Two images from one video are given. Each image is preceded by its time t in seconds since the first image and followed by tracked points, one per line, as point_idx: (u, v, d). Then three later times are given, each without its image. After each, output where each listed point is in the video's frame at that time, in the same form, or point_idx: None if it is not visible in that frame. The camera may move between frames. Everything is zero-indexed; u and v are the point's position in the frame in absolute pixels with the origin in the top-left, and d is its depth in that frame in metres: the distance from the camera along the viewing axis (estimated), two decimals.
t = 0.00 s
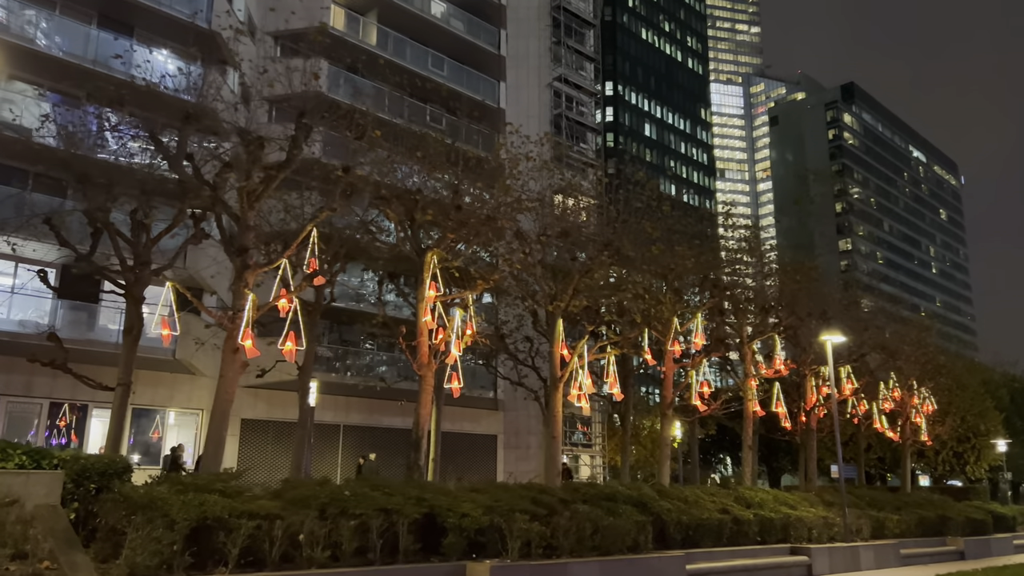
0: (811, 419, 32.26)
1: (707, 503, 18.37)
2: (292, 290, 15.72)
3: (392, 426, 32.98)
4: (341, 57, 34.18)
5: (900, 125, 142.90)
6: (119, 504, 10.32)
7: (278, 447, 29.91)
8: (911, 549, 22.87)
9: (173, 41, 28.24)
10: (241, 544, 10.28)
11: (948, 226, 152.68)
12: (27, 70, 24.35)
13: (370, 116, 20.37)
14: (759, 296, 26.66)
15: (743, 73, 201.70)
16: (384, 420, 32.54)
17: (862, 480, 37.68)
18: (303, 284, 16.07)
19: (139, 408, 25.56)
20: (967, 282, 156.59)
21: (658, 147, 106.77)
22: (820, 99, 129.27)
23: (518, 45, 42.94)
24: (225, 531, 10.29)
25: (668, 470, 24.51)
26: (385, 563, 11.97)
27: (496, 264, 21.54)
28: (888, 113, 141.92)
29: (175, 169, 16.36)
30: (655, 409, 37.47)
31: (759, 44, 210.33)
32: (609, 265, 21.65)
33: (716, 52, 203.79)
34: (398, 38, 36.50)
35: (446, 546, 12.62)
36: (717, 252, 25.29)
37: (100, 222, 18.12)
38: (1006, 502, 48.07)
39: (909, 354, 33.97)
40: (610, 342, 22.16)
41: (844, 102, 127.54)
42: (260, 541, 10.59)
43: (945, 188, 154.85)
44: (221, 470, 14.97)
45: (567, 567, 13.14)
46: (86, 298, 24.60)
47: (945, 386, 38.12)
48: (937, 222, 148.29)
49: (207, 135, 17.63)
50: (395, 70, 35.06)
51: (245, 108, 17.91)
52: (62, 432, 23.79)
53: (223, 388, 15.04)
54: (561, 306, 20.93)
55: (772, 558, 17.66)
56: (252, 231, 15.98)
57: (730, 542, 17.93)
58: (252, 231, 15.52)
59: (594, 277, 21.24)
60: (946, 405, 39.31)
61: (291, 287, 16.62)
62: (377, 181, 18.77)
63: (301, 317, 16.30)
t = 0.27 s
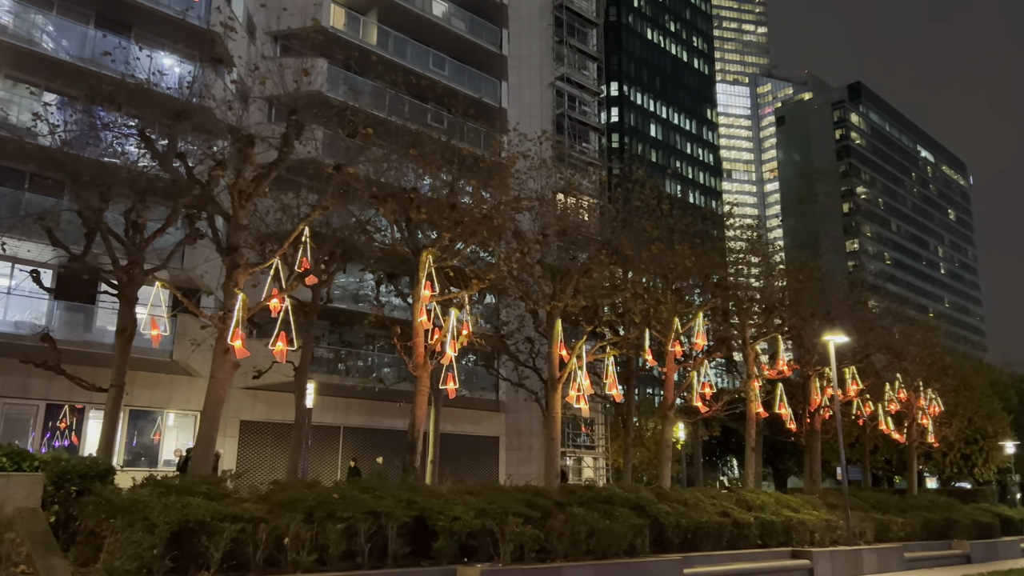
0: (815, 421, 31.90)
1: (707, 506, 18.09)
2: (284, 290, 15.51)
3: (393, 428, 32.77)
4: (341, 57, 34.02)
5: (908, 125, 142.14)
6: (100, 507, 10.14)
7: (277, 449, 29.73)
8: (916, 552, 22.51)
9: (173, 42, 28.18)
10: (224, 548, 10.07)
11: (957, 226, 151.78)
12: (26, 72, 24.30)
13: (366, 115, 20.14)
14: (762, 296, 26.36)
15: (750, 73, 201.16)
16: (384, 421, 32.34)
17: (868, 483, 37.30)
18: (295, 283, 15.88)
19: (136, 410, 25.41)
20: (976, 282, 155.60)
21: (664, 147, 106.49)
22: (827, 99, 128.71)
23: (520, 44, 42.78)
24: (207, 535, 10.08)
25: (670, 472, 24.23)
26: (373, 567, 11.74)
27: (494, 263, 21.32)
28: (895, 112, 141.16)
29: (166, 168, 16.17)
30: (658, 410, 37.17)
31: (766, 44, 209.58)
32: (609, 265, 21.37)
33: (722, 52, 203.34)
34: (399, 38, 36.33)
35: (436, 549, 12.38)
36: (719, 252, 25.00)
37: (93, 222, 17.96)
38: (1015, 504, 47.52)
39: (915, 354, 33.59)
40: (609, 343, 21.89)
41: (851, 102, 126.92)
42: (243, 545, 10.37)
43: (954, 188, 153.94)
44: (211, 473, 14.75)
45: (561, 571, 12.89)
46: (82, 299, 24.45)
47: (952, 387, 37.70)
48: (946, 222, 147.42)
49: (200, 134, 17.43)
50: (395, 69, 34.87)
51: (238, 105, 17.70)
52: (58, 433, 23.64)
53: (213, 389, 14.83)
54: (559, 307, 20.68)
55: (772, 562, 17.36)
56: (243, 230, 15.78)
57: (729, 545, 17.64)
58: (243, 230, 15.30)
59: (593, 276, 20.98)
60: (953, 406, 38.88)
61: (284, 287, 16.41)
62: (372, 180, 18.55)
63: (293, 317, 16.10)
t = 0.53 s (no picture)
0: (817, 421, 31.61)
1: (703, 506, 17.85)
2: (273, 287, 15.30)
3: (390, 428, 32.56)
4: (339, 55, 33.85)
5: (912, 125, 141.63)
6: (78, 507, 9.94)
7: (274, 449, 29.54)
8: (917, 553, 22.24)
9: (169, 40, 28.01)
10: (203, 548, 9.86)
11: (961, 227, 151.14)
12: (21, 71, 24.08)
13: (359, 112, 19.93)
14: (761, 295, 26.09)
15: (754, 73, 200.83)
16: (382, 422, 32.14)
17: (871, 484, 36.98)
18: (284, 280, 15.68)
19: (130, 409, 25.25)
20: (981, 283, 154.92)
21: (667, 148, 106.24)
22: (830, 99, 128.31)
23: (520, 43, 42.60)
24: (186, 536, 9.88)
25: (668, 472, 23.98)
26: (359, 568, 11.53)
27: (490, 262, 21.11)
28: (899, 113, 140.64)
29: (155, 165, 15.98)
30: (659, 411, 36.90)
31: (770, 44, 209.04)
32: (605, 263, 21.14)
33: (726, 53, 203.04)
34: (397, 36, 36.13)
35: (424, 551, 12.16)
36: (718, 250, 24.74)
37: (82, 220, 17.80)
38: (1019, 506, 47.11)
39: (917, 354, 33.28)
40: (606, 342, 21.65)
41: (855, 102, 126.47)
42: (223, 546, 10.17)
43: (959, 188, 153.32)
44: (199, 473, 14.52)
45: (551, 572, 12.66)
46: (76, 298, 24.28)
47: (955, 387, 37.35)
48: (951, 223, 146.80)
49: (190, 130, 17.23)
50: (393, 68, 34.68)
51: (228, 101, 17.50)
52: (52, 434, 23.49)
53: (200, 388, 14.61)
54: (555, 305, 20.45)
55: (769, 563, 17.10)
56: (232, 227, 15.58)
57: (726, 546, 17.38)
58: (231, 227, 15.10)
59: (588, 275, 20.75)
60: (956, 406, 38.53)
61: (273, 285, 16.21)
62: (364, 177, 18.34)
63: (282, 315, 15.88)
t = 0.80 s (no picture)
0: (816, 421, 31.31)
1: (699, 507, 17.57)
2: (259, 284, 15.06)
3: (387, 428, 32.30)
4: (334, 53, 33.63)
5: (915, 123, 141.07)
6: (50, 509, 9.73)
7: (269, 450, 29.34)
8: (917, 555, 21.93)
9: (161, 37, 27.77)
10: (178, 551, 9.62)
11: (965, 226, 150.62)
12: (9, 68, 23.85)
13: (350, 109, 19.67)
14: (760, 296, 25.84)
15: (757, 72, 200.51)
16: (378, 422, 31.90)
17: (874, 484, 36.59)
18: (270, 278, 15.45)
19: (122, 409, 25.05)
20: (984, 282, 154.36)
21: (669, 147, 105.98)
22: (833, 98, 127.84)
23: (518, 41, 42.34)
24: (160, 538, 9.64)
25: (664, 473, 23.73)
26: (341, 571, 11.28)
27: (483, 260, 20.86)
28: (903, 111, 140.12)
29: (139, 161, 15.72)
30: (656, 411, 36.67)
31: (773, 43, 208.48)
32: (600, 261, 20.86)
33: (729, 53, 202.66)
34: (393, 34, 35.88)
35: (409, 554, 11.88)
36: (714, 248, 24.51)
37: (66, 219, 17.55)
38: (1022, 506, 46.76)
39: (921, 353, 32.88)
40: (602, 341, 21.40)
41: (858, 101, 125.98)
42: (200, 549, 9.93)
43: (962, 186, 152.77)
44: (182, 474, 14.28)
45: None
46: (67, 297, 24.05)
47: (957, 387, 37.02)
48: (954, 222, 146.24)
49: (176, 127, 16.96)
50: (389, 65, 34.43)
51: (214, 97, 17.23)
52: (44, 435, 23.33)
53: (183, 388, 14.39)
54: (549, 304, 20.17)
55: (765, 565, 16.80)
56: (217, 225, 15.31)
57: (721, 549, 17.09)
58: (215, 224, 14.85)
59: (583, 273, 20.45)
60: (958, 406, 38.19)
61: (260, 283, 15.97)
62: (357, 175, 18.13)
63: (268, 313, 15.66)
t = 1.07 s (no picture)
0: (812, 421, 31.10)
1: (690, 507, 17.35)
2: (241, 281, 14.86)
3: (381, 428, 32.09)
4: (327, 51, 33.44)
5: (915, 124, 140.83)
6: (19, 508, 9.53)
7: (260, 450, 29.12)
8: (912, 555, 21.69)
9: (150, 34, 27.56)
10: (148, 551, 9.40)
11: (965, 226, 150.38)
12: None
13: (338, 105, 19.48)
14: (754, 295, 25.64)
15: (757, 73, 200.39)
16: (371, 421, 31.68)
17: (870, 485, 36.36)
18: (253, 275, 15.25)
19: (111, 409, 24.85)
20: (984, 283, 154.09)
21: (668, 147, 105.83)
22: (832, 98, 127.65)
23: (514, 39, 42.16)
24: (131, 538, 9.44)
25: (657, 473, 23.53)
26: (319, 571, 11.08)
27: (473, 258, 20.66)
28: (902, 112, 139.94)
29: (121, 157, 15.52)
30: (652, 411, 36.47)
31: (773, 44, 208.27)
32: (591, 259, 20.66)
33: (729, 53, 202.56)
34: (387, 31, 35.69)
35: (389, 554, 11.68)
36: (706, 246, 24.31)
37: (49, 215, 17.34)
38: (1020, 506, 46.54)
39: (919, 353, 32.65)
40: (593, 339, 21.20)
41: (857, 101, 125.81)
42: (172, 549, 9.72)
43: (962, 187, 152.52)
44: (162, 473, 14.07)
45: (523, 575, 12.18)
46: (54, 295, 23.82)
47: (954, 387, 36.81)
48: (954, 222, 145.99)
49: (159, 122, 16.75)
50: (383, 63, 34.24)
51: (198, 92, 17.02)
52: (31, 434, 23.11)
53: (164, 386, 14.18)
54: (540, 302, 19.97)
55: (756, 566, 16.60)
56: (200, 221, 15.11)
57: (712, 549, 16.88)
58: (197, 219, 14.64)
59: (573, 270, 20.25)
60: (955, 405, 37.98)
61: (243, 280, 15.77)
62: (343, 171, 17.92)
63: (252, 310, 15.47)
